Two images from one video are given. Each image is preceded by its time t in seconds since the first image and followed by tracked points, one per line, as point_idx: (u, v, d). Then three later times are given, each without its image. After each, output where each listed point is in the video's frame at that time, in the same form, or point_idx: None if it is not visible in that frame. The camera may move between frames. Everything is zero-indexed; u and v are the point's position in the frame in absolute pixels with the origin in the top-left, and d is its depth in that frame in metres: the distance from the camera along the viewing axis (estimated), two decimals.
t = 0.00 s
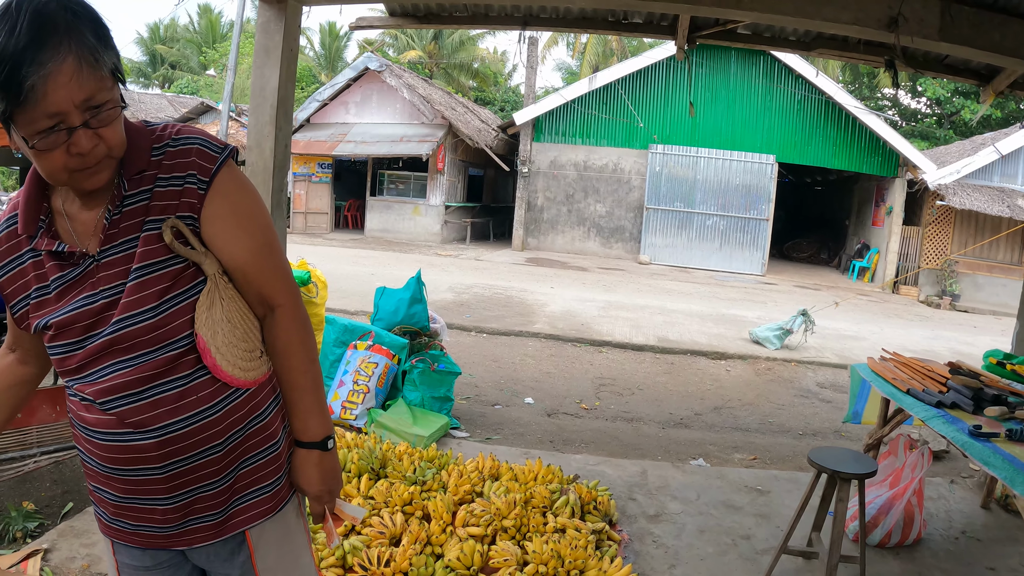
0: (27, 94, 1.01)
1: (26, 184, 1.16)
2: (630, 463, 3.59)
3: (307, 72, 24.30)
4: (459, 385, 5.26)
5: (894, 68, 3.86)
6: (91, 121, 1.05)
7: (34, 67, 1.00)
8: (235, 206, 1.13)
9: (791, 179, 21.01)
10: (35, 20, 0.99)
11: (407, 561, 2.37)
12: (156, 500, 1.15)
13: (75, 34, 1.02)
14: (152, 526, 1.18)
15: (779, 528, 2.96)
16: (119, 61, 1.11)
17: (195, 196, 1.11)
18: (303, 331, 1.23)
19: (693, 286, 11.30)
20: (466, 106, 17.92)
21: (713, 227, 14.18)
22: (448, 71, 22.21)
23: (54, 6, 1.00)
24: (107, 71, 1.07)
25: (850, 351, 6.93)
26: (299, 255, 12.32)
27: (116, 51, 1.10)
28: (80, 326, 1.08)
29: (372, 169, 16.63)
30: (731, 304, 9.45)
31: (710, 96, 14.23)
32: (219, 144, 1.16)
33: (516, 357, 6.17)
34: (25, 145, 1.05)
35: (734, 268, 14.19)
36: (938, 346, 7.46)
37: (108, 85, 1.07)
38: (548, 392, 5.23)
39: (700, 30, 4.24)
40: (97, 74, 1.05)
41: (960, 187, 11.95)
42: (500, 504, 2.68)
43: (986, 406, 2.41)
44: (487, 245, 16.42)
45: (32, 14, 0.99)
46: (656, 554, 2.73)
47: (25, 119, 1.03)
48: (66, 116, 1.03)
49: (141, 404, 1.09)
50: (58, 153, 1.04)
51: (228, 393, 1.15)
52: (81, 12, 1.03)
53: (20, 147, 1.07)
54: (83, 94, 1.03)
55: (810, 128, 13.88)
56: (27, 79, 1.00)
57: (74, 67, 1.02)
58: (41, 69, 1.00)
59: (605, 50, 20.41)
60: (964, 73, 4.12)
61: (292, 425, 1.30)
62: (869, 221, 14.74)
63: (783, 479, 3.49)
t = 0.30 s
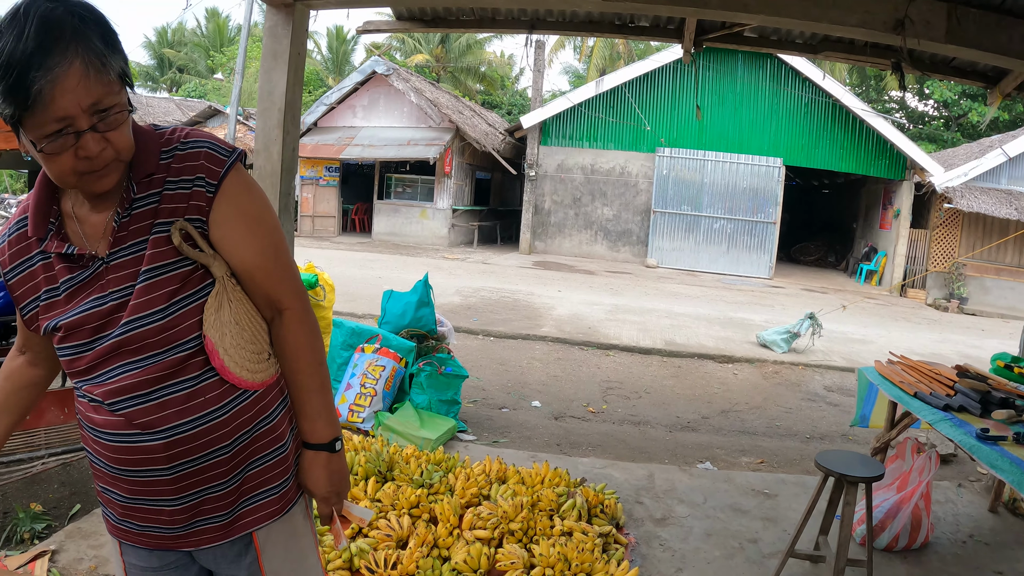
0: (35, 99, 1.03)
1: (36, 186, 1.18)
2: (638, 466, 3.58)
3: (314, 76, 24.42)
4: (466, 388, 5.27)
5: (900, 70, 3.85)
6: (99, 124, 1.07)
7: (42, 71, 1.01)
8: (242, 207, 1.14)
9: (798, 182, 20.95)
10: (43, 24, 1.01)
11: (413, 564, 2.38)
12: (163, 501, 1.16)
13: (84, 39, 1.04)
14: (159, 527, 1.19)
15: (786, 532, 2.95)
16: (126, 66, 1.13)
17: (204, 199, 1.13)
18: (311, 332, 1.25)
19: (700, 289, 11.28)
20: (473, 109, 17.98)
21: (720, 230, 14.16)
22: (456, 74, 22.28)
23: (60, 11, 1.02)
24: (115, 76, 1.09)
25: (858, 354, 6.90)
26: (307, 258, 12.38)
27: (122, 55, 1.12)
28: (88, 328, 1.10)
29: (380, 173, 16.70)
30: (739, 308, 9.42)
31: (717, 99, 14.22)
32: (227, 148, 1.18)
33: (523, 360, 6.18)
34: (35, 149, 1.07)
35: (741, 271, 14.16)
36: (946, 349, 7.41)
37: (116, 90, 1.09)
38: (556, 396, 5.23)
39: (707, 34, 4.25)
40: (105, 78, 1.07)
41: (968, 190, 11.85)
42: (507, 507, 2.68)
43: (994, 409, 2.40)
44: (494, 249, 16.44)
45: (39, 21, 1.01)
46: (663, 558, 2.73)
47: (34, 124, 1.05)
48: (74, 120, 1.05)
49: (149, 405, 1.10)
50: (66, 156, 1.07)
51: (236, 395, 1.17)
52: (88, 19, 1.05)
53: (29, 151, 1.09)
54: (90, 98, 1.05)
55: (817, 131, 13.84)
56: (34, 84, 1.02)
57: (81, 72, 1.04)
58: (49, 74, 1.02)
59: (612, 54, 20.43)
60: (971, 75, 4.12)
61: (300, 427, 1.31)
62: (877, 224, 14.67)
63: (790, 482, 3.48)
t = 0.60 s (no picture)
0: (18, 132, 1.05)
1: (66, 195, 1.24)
2: (657, 476, 3.58)
3: (331, 86, 24.74)
4: (485, 398, 5.30)
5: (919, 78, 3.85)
6: (78, 162, 1.06)
7: (18, 106, 1.03)
8: (274, 218, 1.19)
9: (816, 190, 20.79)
10: (28, 57, 1.02)
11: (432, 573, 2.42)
12: (188, 510, 1.21)
13: (63, 76, 1.03)
14: (184, 535, 1.24)
15: (806, 543, 2.94)
16: (130, 101, 1.09)
17: (236, 210, 1.17)
18: (338, 344, 1.29)
19: (718, 299, 11.23)
20: (490, 119, 18.09)
21: (738, 239, 14.09)
22: (473, 84, 22.46)
23: (48, 44, 1.02)
24: (102, 113, 1.06)
25: (877, 364, 6.83)
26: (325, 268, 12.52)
27: (124, 89, 1.08)
28: (117, 337, 1.15)
29: (398, 183, 16.85)
30: (757, 317, 9.36)
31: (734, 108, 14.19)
32: (259, 159, 1.22)
33: (541, 370, 6.20)
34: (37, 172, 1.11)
35: (759, 281, 14.06)
36: (967, 359, 7.30)
37: (102, 129, 1.06)
38: (574, 406, 5.24)
39: (726, 43, 4.26)
40: (85, 118, 1.04)
41: (987, 198, 11.64)
42: (526, 517, 2.69)
43: (1015, 418, 2.38)
44: (511, 259, 16.49)
45: (27, 51, 1.02)
46: (683, 569, 2.73)
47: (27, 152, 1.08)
48: (55, 156, 1.06)
49: (177, 414, 1.15)
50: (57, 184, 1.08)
51: (264, 405, 1.21)
52: (80, 55, 1.03)
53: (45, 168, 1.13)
54: (67, 137, 1.04)
55: (834, 140, 13.77)
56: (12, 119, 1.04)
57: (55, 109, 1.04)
58: (25, 109, 1.03)
59: (629, 63, 20.48)
60: (989, 82, 4.10)
61: (325, 437, 1.36)
62: (895, 232, 14.51)
63: (809, 493, 3.46)
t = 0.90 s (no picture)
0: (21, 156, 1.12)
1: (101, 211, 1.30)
2: (683, 492, 3.57)
3: (357, 101, 25.18)
4: (511, 413, 5.33)
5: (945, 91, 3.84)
6: (71, 193, 1.12)
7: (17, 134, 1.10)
8: (305, 232, 1.23)
9: (842, 203, 20.54)
10: (26, 89, 1.07)
11: None
12: (220, 523, 1.27)
13: (49, 114, 1.07)
14: (216, 548, 1.29)
15: (834, 560, 2.91)
16: (118, 142, 1.10)
17: (268, 224, 1.22)
18: (371, 358, 1.34)
19: (744, 314, 11.11)
20: (515, 134, 18.25)
21: (764, 254, 13.94)
22: (497, 100, 22.70)
23: (42, 80, 1.06)
24: (86, 153, 1.09)
25: (906, 379, 6.71)
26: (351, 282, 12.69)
27: (112, 131, 1.09)
28: (151, 351, 1.20)
29: (423, 198, 17.04)
30: (783, 332, 9.25)
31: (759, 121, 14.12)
32: (291, 174, 1.27)
33: (567, 386, 6.20)
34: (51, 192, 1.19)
35: (785, 295, 13.89)
36: (997, 373, 7.15)
37: (86, 169, 1.10)
38: (600, 421, 5.23)
39: (750, 56, 4.28)
40: (67, 157, 1.08)
41: (1013, 211, 11.32)
42: (552, 533, 2.71)
43: None
44: (536, 273, 16.54)
45: (27, 82, 1.07)
46: None
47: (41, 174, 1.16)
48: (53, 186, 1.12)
49: (209, 428, 1.20)
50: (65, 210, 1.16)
51: (296, 419, 1.26)
52: (65, 95, 1.06)
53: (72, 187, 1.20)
54: (55, 171, 1.09)
55: (860, 153, 13.65)
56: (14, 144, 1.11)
57: (44, 145, 1.08)
58: (24, 136, 1.10)
59: (653, 78, 20.54)
60: (1017, 93, 4.06)
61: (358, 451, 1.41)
62: (921, 245, 14.27)
63: (837, 510, 3.42)
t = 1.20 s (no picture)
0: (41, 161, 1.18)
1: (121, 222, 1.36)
2: (699, 505, 3.55)
3: (374, 113, 25.47)
4: (526, 425, 5.33)
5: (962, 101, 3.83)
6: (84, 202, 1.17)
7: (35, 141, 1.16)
8: (321, 242, 1.27)
9: (860, 215, 20.37)
10: (45, 98, 1.13)
11: None
12: (236, 531, 1.30)
13: (64, 123, 1.12)
14: (233, 556, 1.33)
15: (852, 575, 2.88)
16: (127, 153, 1.14)
17: (285, 233, 1.26)
18: (387, 366, 1.37)
19: (761, 326, 11.03)
20: (532, 146, 18.35)
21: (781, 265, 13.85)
22: (513, 111, 22.86)
23: (59, 90, 1.12)
24: (98, 164, 1.14)
25: (925, 392, 6.62)
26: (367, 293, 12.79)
27: (120, 143, 1.14)
28: (168, 359, 1.25)
29: (439, 209, 17.16)
30: (800, 345, 9.18)
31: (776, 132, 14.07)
32: (308, 182, 1.32)
33: (583, 398, 6.20)
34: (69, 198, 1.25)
35: (801, 308, 13.77)
36: (1017, 386, 7.03)
37: (98, 178, 1.15)
38: (616, 433, 5.22)
39: (767, 68, 4.29)
40: (81, 166, 1.14)
41: None
42: (568, 545, 2.71)
43: None
44: (552, 285, 16.56)
45: (48, 90, 1.13)
46: None
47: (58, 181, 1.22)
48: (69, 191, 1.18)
49: (227, 436, 1.24)
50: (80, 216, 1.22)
51: (313, 428, 1.30)
52: (81, 107, 1.12)
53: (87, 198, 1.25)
54: (69, 179, 1.15)
55: (877, 163, 13.55)
56: (32, 148, 1.17)
57: (59, 152, 1.14)
58: (40, 144, 1.15)
59: (669, 89, 20.58)
60: None
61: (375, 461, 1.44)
62: (938, 257, 14.10)
63: (854, 524, 3.39)
